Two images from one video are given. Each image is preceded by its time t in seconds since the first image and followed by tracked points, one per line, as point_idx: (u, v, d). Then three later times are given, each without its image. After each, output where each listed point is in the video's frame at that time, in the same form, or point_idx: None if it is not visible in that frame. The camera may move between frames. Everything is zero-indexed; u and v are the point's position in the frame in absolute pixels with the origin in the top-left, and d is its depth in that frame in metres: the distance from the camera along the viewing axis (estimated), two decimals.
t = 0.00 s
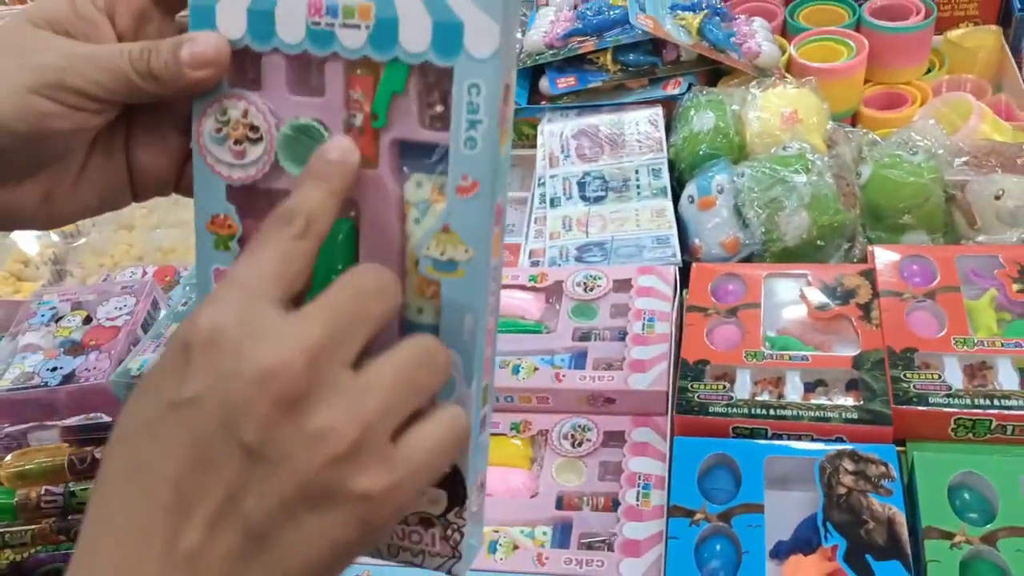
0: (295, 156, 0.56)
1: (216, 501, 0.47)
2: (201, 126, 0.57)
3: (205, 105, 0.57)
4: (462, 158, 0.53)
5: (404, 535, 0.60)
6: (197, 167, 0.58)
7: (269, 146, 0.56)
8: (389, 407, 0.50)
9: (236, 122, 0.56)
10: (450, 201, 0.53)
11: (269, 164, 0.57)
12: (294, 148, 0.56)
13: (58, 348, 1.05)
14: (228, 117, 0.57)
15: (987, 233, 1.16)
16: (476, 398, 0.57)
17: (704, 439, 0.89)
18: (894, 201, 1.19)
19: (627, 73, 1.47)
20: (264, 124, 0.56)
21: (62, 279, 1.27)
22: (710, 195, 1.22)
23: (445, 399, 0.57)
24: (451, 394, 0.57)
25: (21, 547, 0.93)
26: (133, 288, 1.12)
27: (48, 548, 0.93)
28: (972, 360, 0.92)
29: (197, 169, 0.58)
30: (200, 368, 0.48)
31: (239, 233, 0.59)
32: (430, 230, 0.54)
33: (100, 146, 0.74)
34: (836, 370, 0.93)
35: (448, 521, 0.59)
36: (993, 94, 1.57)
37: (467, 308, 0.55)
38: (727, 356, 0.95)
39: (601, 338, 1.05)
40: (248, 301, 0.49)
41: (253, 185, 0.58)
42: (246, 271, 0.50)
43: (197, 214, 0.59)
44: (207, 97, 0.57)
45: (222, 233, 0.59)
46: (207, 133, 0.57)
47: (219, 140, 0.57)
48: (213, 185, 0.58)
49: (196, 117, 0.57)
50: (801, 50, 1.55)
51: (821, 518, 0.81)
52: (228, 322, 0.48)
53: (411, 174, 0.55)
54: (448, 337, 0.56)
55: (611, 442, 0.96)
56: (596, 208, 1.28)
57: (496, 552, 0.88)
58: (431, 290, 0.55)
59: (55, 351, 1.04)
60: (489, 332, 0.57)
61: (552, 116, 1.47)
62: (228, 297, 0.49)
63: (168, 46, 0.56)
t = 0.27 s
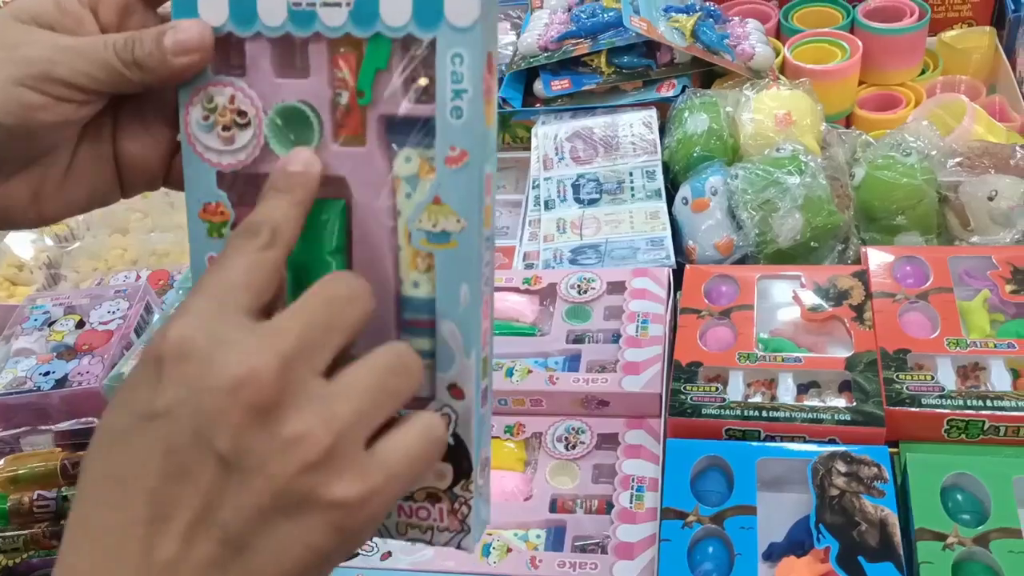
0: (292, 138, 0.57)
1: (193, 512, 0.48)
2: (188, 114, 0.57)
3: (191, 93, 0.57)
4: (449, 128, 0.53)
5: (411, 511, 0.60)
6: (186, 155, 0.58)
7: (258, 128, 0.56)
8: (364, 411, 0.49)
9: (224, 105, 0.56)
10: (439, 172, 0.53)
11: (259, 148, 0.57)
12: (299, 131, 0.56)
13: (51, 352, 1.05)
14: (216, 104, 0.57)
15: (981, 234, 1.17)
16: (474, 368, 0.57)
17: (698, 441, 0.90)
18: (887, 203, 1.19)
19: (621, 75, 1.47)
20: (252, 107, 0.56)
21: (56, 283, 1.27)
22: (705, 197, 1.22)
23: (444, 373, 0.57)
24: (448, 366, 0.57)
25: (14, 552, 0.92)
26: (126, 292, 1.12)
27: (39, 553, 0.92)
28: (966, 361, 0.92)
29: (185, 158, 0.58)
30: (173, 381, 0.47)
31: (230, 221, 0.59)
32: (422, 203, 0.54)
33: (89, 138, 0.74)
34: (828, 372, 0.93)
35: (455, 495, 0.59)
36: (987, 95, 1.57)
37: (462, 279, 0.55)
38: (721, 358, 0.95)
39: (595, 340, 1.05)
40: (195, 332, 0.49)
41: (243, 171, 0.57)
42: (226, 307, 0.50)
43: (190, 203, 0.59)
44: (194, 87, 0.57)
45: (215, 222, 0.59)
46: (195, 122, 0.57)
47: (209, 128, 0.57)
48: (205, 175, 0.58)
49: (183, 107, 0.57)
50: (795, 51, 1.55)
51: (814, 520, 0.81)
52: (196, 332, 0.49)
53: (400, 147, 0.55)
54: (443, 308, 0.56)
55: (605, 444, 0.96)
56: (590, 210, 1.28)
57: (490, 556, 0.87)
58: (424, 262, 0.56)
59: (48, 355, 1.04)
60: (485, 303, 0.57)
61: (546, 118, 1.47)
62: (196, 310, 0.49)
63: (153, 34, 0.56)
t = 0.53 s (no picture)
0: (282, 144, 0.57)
1: (158, 521, 0.47)
2: (181, 120, 0.57)
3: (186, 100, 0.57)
4: (433, 126, 0.53)
5: (401, 508, 0.58)
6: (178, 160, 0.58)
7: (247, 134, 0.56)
8: (325, 413, 0.49)
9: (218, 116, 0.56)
10: (423, 166, 0.54)
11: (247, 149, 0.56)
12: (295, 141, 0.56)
13: (47, 359, 1.04)
14: (207, 110, 0.57)
15: (976, 239, 1.17)
16: (462, 362, 0.56)
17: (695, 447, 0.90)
18: (882, 208, 1.19)
19: (617, 80, 1.48)
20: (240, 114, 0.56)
21: (52, 289, 1.26)
22: (699, 202, 1.21)
23: (432, 366, 0.56)
24: (436, 364, 0.56)
25: (9, 560, 0.93)
26: (122, 298, 1.12)
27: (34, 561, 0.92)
28: (961, 366, 0.92)
29: (176, 162, 0.57)
30: (135, 392, 0.47)
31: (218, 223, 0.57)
32: (406, 199, 0.54)
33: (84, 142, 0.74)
34: (824, 377, 0.93)
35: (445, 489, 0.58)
36: (982, 98, 1.58)
37: (447, 273, 0.55)
38: (716, 364, 0.96)
39: (591, 345, 1.05)
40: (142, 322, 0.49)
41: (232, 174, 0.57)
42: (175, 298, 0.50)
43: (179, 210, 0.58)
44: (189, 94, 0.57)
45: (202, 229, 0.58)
46: (185, 127, 0.57)
47: (202, 135, 0.57)
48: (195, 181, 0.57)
49: (174, 112, 0.57)
50: (790, 55, 1.56)
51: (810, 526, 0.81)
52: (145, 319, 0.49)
53: (385, 148, 0.55)
54: (429, 303, 0.56)
55: (601, 450, 0.96)
56: (586, 215, 1.28)
57: (486, 562, 0.87)
58: (409, 257, 0.55)
59: (43, 363, 1.04)
60: (470, 298, 0.57)
61: (542, 123, 1.47)
62: (156, 323, 0.49)
63: (144, 42, 0.57)
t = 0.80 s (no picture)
0: (267, 99, 0.65)
1: None
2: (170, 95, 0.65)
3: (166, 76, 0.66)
4: (412, 37, 0.62)
5: (442, 427, 0.62)
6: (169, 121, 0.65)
7: (236, 89, 0.65)
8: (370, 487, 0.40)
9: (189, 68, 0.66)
10: (410, 77, 0.62)
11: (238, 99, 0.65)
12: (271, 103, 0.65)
13: (43, 364, 1.04)
14: (194, 76, 0.66)
15: (974, 241, 1.17)
16: (478, 258, 0.61)
17: (693, 450, 0.90)
18: (880, 211, 1.19)
19: (614, 84, 1.47)
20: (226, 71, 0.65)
21: (49, 294, 1.26)
22: (697, 206, 1.23)
23: (450, 267, 0.61)
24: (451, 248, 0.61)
25: (6, 566, 0.93)
26: (118, 303, 1.11)
27: (30, 567, 0.92)
28: (958, 369, 0.92)
29: (172, 129, 0.64)
30: None
31: (219, 179, 0.64)
32: (398, 112, 0.62)
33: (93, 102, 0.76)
34: (821, 382, 0.93)
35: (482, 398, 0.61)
36: (980, 101, 1.58)
37: (449, 172, 0.61)
38: (713, 368, 0.95)
39: (588, 349, 1.05)
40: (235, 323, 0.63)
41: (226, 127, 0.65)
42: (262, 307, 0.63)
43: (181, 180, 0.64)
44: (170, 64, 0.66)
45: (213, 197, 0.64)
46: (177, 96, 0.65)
47: (184, 91, 0.65)
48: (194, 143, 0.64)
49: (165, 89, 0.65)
50: (788, 59, 1.56)
51: (807, 530, 0.81)
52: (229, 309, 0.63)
53: (371, 76, 0.63)
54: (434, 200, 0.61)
55: (598, 454, 0.96)
56: (584, 218, 1.28)
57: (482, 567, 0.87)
58: (412, 165, 0.62)
59: (40, 368, 1.04)
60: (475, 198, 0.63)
61: (539, 127, 1.47)
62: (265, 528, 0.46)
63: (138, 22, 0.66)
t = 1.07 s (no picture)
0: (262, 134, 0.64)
1: None
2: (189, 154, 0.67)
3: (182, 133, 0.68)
4: (353, 29, 0.58)
5: (483, 453, 0.60)
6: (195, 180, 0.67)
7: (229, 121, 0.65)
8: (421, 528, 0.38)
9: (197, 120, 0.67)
10: (364, 77, 0.58)
11: (235, 138, 0.65)
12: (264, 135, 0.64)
13: (44, 366, 1.05)
14: (201, 127, 0.67)
15: (970, 243, 1.17)
16: (472, 262, 0.57)
17: (690, 451, 0.90)
18: (877, 213, 1.20)
19: (613, 86, 1.48)
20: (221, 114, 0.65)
21: (50, 297, 1.27)
22: (696, 208, 1.24)
23: (446, 280, 0.58)
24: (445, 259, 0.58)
25: (8, 568, 0.94)
26: (119, 306, 1.12)
27: (32, 568, 0.93)
28: (955, 369, 0.92)
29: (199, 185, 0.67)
30: None
31: (244, 227, 0.66)
32: (362, 118, 0.59)
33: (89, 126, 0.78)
34: (819, 382, 0.93)
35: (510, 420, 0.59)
36: (977, 103, 1.58)
37: (422, 173, 0.57)
38: (710, 369, 0.96)
39: (586, 351, 1.05)
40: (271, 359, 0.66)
41: (234, 170, 0.65)
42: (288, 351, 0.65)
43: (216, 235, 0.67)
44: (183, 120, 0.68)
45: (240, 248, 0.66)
46: (193, 152, 0.67)
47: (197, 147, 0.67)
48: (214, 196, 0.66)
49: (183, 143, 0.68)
50: (786, 61, 1.57)
51: (803, 530, 0.81)
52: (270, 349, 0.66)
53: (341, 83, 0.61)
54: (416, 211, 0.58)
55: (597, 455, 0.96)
56: (582, 221, 1.29)
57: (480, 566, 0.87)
58: (387, 173, 0.59)
59: (41, 370, 1.04)
60: (465, 196, 0.58)
61: (539, 129, 1.47)
62: None
63: (136, 83, 0.68)
